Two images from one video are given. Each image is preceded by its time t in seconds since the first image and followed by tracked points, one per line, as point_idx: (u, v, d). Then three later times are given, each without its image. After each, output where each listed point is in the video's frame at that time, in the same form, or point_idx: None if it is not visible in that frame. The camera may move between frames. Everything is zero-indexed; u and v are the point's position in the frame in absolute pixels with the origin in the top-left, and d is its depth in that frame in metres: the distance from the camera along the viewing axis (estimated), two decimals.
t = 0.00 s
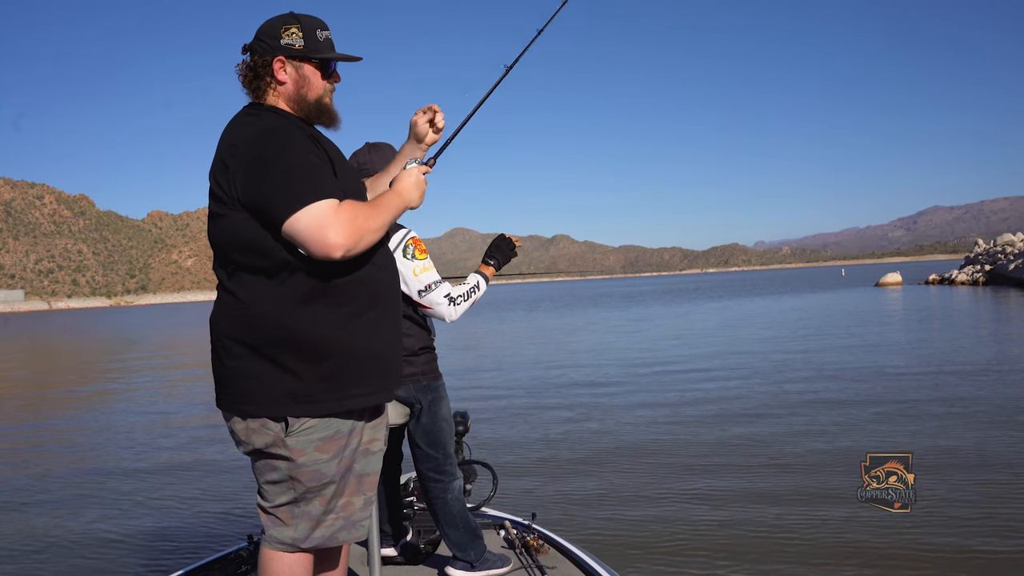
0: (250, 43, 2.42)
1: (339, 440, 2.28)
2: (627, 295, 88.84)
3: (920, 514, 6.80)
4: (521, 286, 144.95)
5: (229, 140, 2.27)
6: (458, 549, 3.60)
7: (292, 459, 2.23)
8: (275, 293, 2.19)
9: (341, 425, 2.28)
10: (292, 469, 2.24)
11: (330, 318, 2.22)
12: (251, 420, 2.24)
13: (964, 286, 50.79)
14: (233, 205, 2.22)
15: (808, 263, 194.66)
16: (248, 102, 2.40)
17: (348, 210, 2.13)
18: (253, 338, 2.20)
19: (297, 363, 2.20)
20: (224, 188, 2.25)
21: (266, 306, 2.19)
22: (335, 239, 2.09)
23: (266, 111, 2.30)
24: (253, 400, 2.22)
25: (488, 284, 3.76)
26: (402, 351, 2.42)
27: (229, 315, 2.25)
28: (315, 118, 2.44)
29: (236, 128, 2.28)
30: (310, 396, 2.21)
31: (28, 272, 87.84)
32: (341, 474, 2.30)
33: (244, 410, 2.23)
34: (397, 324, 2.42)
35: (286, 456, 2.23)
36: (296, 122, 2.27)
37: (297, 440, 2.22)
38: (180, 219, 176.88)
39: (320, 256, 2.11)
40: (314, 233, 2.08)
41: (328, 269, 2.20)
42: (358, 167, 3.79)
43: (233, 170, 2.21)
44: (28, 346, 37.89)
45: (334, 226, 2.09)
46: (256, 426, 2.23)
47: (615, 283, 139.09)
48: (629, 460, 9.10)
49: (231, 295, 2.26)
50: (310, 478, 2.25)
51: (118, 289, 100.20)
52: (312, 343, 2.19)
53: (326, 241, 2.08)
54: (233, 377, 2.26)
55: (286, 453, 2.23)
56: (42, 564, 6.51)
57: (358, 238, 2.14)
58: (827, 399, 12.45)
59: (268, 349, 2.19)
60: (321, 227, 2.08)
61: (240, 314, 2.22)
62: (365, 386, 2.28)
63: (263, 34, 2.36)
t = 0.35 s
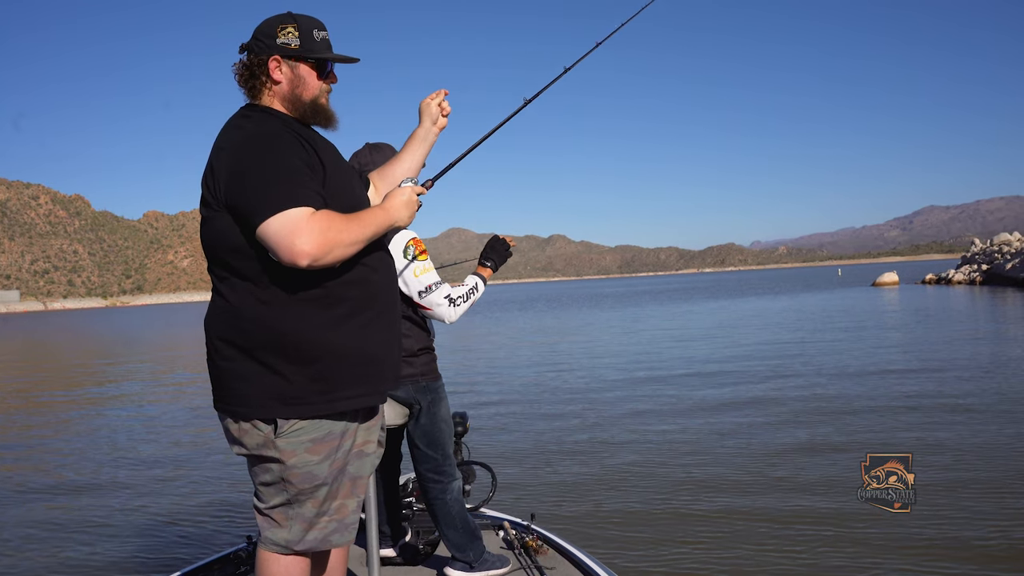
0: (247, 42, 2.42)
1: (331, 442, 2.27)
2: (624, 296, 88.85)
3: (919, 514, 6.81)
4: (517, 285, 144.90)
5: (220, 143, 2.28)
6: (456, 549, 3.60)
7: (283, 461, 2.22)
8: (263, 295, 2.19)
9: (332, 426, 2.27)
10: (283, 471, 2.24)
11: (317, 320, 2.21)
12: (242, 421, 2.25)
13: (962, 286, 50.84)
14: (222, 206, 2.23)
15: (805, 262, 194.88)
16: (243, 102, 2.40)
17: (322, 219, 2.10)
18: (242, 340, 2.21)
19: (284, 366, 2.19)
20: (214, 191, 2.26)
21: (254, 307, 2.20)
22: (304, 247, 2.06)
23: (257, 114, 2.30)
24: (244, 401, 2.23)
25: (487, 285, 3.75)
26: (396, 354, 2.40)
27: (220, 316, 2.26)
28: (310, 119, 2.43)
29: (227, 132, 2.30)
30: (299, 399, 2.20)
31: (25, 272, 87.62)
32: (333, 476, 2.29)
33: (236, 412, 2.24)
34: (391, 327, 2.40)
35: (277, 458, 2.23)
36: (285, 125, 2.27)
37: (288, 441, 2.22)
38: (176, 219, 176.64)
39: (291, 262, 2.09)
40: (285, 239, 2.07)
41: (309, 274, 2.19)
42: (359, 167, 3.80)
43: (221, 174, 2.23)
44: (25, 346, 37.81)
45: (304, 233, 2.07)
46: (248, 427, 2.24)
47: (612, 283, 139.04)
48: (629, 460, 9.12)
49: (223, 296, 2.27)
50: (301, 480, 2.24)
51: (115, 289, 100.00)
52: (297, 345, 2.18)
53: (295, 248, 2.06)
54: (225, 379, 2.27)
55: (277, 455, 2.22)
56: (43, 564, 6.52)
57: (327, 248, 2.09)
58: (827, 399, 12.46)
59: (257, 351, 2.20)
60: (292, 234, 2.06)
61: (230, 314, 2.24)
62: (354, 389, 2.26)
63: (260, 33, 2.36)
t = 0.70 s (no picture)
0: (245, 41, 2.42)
1: (322, 441, 2.26)
2: (621, 296, 88.86)
3: (919, 513, 6.82)
4: (515, 286, 144.76)
5: (214, 143, 2.29)
6: (455, 548, 3.60)
7: (273, 460, 2.22)
8: (253, 296, 2.19)
9: (323, 426, 2.26)
10: (274, 470, 2.23)
11: (307, 320, 2.20)
12: (234, 421, 2.25)
13: (958, 285, 50.91)
14: (213, 207, 2.24)
15: (802, 262, 195.06)
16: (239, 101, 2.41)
17: (308, 222, 2.09)
18: (232, 339, 2.22)
19: (274, 366, 2.19)
20: (206, 192, 2.27)
21: (244, 309, 2.20)
22: (288, 249, 2.06)
23: (251, 114, 2.30)
24: (234, 400, 2.24)
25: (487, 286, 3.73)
26: (389, 354, 2.39)
27: (212, 317, 2.27)
28: (304, 121, 2.43)
29: (220, 132, 2.30)
30: (289, 399, 2.20)
31: (21, 273, 87.35)
32: (325, 475, 2.28)
33: (228, 412, 2.24)
34: (384, 326, 2.39)
35: (267, 457, 2.22)
36: (278, 125, 2.27)
37: (278, 441, 2.21)
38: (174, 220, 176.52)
39: (276, 264, 2.09)
40: (269, 240, 2.06)
41: (297, 275, 2.19)
42: (360, 167, 3.81)
43: (212, 174, 2.23)
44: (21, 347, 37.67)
45: (288, 236, 2.06)
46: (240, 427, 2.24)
47: (610, 283, 138.97)
48: (628, 459, 9.12)
49: (215, 297, 2.28)
50: (293, 480, 2.23)
51: (112, 290, 99.84)
52: (285, 344, 2.18)
53: (279, 250, 2.06)
54: (217, 378, 2.28)
55: (268, 454, 2.22)
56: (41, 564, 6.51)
57: (311, 252, 2.09)
58: (825, 398, 12.48)
59: (248, 351, 2.20)
60: (276, 236, 2.06)
61: (221, 314, 2.24)
62: (343, 390, 2.25)
63: (258, 33, 2.36)
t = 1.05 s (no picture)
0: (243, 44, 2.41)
1: (314, 440, 2.26)
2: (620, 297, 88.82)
3: (919, 513, 6.84)
4: (513, 286, 144.68)
5: (210, 142, 2.29)
6: (455, 547, 3.60)
7: (264, 459, 2.22)
8: (244, 295, 2.19)
9: (315, 425, 2.26)
10: (265, 470, 2.23)
11: (299, 320, 2.20)
12: (226, 420, 2.25)
13: (957, 286, 50.98)
14: (207, 204, 2.24)
15: (800, 263, 195.25)
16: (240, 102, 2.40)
17: (299, 221, 2.09)
18: (224, 339, 2.22)
19: (264, 366, 2.19)
20: (199, 189, 2.27)
21: (236, 308, 2.20)
22: (279, 248, 2.06)
23: (249, 113, 2.31)
24: (226, 399, 2.23)
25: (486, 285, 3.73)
26: (383, 355, 2.39)
27: (204, 316, 2.27)
28: (306, 120, 2.43)
29: (217, 131, 2.30)
30: (280, 399, 2.20)
31: (18, 273, 87.09)
32: (317, 475, 2.27)
33: (219, 411, 2.24)
34: (377, 326, 2.39)
35: (258, 456, 2.22)
36: (274, 124, 2.27)
37: (269, 440, 2.21)
38: (172, 220, 176.44)
39: (265, 264, 2.09)
40: (260, 239, 2.07)
41: (288, 275, 2.19)
42: (361, 166, 3.83)
43: (206, 173, 2.24)
44: (17, 347, 37.59)
45: (279, 235, 2.06)
46: (231, 427, 2.24)
47: (608, 283, 138.87)
48: (628, 459, 9.13)
49: (207, 295, 2.28)
50: (284, 479, 2.23)
51: (109, 291, 99.68)
52: (276, 344, 2.18)
53: (269, 249, 2.06)
54: (209, 377, 2.28)
55: (259, 453, 2.22)
56: (42, 564, 6.51)
57: (303, 252, 2.09)
58: (824, 399, 12.50)
59: (239, 349, 2.20)
60: (266, 235, 2.06)
61: (213, 312, 2.24)
62: (333, 390, 2.25)
63: (257, 35, 2.36)
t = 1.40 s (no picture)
0: (237, 48, 2.38)
1: (312, 441, 2.25)
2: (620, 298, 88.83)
3: (919, 514, 6.85)
4: (512, 287, 144.68)
5: (207, 144, 2.29)
6: (455, 548, 3.59)
7: (263, 460, 2.22)
8: (242, 296, 2.19)
9: (314, 426, 2.25)
10: (264, 471, 2.23)
11: (296, 321, 2.20)
12: (224, 422, 2.25)
13: (957, 288, 51.03)
14: (204, 206, 2.25)
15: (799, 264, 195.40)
16: (241, 108, 2.36)
17: (296, 226, 2.09)
18: (221, 340, 2.22)
19: (261, 366, 2.19)
20: (197, 191, 2.27)
21: (233, 309, 2.20)
22: (275, 252, 2.06)
23: (247, 114, 2.31)
24: (224, 400, 2.23)
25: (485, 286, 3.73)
26: (381, 355, 2.39)
27: (202, 317, 2.27)
28: (311, 115, 2.45)
29: (215, 133, 2.30)
30: (278, 401, 2.20)
31: (17, 274, 86.94)
32: (316, 476, 2.27)
33: (217, 413, 2.24)
34: (375, 326, 2.39)
35: (257, 457, 2.22)
36: (271, 124, 2.27)
37: (268, 441, 2.21)
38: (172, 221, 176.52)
39: (262, 266, 2.09)
40: (256, 242, 2.07)
41: (287, 277, 2.19)
42: (362, 168, 3.83)
43: (203, 175, 2.24)
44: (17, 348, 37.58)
45: (276, 239, 2.07)
46: (229, 428, 2.24)
47: (607, 284, 138.83)
48: (628, 460, 9.16)
49: (205, 297, 2.29)
50: (283, 480, 2.22)
51: (108, 291, 99.58)
52: (273, 345, 2.18)
53: (266, 252, 2.06)
54: (207, 379, 2.28)
55: (257, 454, 2.22)
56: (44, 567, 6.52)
57: (301, 255, 2.08)
58: (824, 400, 12.52)
59: (236, 350, 2.20)
60: (263, 237, 2.06)
61: (211, 313, 2.25)
62: (331, 392, 2.24)
63: (255, 36, 2.34)
